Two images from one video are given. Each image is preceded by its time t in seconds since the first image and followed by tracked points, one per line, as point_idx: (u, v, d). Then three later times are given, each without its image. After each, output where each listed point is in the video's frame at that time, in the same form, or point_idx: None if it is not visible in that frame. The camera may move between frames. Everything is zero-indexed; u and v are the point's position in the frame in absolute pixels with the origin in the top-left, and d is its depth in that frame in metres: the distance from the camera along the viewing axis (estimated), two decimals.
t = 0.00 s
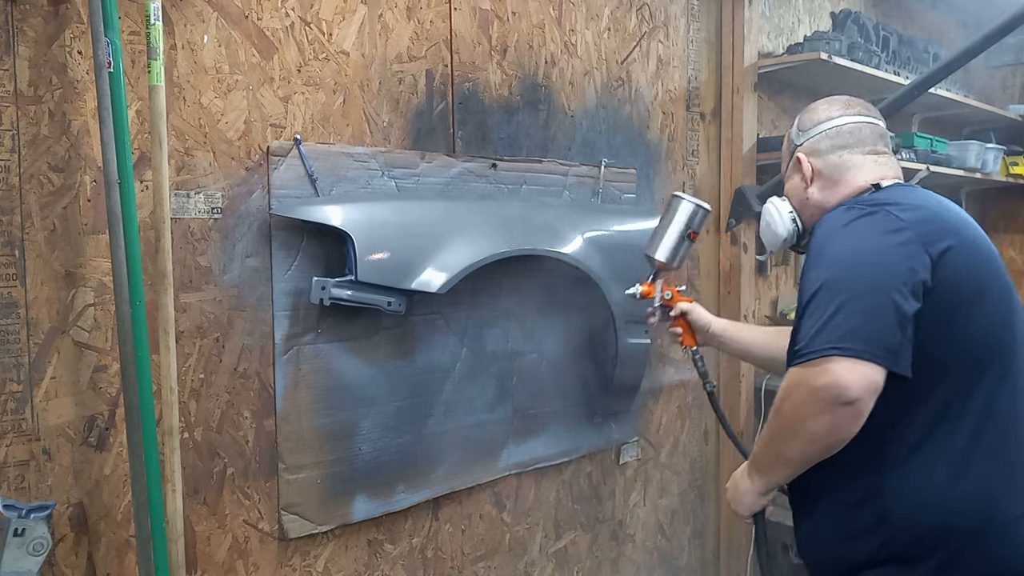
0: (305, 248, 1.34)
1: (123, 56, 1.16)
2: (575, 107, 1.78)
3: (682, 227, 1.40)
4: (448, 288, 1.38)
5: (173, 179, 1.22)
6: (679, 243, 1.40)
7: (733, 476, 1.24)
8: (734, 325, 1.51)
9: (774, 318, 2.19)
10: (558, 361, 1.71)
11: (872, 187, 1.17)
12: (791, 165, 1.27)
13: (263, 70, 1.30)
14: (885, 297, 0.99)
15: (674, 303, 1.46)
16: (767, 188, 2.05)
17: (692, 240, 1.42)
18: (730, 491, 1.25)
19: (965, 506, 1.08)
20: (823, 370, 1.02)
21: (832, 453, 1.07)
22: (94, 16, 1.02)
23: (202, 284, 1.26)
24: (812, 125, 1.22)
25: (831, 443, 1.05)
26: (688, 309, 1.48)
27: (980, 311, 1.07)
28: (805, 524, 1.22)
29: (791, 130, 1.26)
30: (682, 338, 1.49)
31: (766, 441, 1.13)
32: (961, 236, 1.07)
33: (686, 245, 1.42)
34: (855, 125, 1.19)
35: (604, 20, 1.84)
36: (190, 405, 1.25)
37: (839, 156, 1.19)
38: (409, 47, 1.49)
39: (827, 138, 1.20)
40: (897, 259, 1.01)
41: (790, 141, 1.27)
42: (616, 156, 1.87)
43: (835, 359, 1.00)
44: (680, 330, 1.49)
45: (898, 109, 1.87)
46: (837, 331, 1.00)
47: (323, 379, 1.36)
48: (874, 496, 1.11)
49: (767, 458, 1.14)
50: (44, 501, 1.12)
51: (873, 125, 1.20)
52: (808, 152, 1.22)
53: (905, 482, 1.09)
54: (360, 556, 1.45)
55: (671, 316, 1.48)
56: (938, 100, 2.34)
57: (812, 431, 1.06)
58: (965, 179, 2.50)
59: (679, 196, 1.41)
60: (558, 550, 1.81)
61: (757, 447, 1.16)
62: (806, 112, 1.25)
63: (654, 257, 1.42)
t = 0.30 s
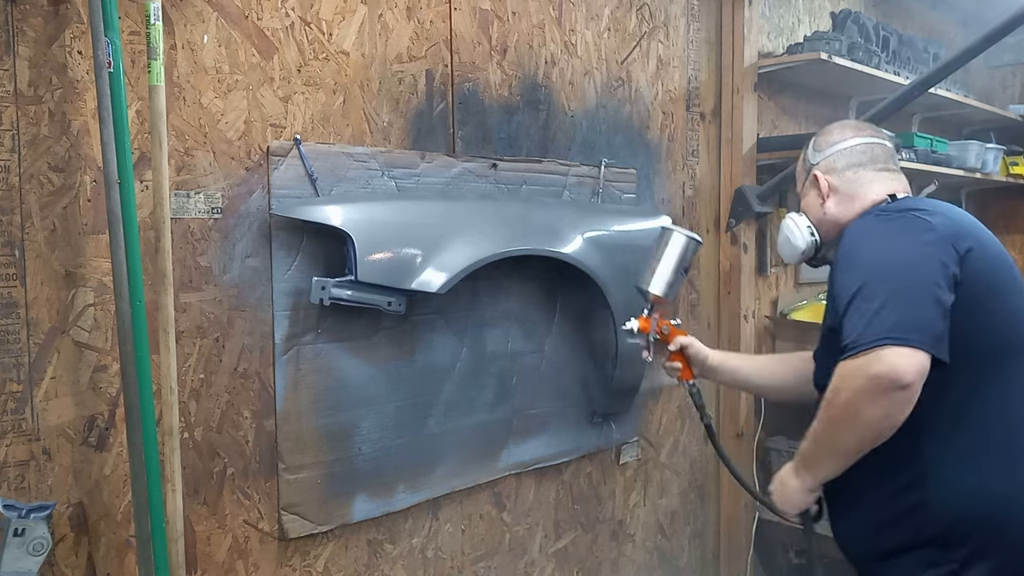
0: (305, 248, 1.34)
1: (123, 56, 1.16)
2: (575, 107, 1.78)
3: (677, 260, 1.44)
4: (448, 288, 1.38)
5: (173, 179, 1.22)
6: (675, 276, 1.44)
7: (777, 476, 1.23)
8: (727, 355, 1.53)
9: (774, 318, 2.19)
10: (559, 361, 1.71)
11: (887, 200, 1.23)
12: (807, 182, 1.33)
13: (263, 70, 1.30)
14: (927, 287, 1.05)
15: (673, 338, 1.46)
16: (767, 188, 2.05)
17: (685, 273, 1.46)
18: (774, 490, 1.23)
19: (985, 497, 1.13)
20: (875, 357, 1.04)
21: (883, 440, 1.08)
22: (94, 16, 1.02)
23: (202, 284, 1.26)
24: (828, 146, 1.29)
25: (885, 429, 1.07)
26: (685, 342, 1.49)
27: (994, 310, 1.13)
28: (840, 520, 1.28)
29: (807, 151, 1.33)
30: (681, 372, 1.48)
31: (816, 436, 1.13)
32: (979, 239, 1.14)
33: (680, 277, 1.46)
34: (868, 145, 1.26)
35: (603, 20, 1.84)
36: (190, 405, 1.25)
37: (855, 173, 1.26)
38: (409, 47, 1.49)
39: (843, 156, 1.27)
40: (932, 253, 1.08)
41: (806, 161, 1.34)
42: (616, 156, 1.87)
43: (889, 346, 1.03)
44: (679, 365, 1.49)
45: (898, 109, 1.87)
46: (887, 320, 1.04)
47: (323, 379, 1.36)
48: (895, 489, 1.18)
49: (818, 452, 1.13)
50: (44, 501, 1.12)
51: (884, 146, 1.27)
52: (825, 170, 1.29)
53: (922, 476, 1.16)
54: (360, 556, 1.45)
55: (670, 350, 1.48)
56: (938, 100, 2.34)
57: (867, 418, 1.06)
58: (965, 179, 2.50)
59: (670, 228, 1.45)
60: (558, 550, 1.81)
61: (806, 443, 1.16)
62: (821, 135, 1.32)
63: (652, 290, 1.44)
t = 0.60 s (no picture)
0: (305, 248, 1.34)
1: (123, 57, 1.16)
2: (575, 107, 1.78)
3: (720, 266, 1.46)
4: (448, 288, 1.38)
5: (173, 179, 1.22)
6: (715, 282, 1.46)
7: (791, 468, 1.28)
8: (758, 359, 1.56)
9: (774, 318, 2.19)
10: (558, 361, 1.71)
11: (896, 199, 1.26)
12: (818, 186, 1.36)
13: (263, 70, 1.30)
14: (924, 274, 1.06)
15: (707, 336, 1.50)
16: (767, 188, 2.05)
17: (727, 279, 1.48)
18: (790, 479, 1.28)
19: (987, 485, 1.13)
20: (871, 344, 1.06)
21: (887, 422, 1.10)
22: (94, 16, 1.02)
23: (202, 284, 1.26)
24: (838, 152, 1.33)
25: (886, 412, 1.09)
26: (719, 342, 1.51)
27: (996, 299, 1.14)
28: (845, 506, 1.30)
29: (818, 157, 1.37)
30: (712, 369, 1.50)
31: (821, 425, 1.17)
32: (980, 231, 1.15)
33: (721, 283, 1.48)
34: (876, 151, 1.30)
35: (603, 20, 1.84)
36: (190, 406, 1.25)
37: (865, 176, 1.29)
38: (409, 47, 1.49)
39: (853, 161, 1.30)
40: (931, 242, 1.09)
41: (816, 167, 1.37)
42: (616, 156, 1.87)
43: (884, 333, 1.05)
44: (711, 362, 1.50)
45: (898, 109, 1.87)
46: (882, 309, 1.06)
47: (323, 379, 1.36)
48: (895, 476, 1.19)
49: (824, 440, 1.17)
50: (44, 501, 1.12)
51: (891, 152, 1.31)
52: (836, 174, 1.32)
53: (919, 463, 1.16)
54: (360, 556, 1.45)
55: (704, 348, 1.50)
56: (938, 100, 2.34)
57: (867, 402, 1.09)
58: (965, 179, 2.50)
59: (718, 237, 1.49)
60: (558, 550, 1.81)
61: (812, 433, 1.20)
62: (831, 141, 1.36)
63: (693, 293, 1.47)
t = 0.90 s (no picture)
0: (305, 248, 1.34)
1: (123, 57, 1.16)
2: (575, 106, 1.78)
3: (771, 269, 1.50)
4: (448, 288, 1.38)
5: (173, 179, 1.22)
6: (766, 285, 1.50)
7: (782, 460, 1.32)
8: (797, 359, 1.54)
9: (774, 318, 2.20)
10: (558, 361, 1.71)
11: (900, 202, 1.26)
12: (824, 191, 1.36)
13: (263, 70, 1.30)
14: (906, 274, 1.07)
15: (751, 334, 1.52)
16: (767, 187, 2.05)
17: (779, 283, 1.50)
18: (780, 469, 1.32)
19: (986, 482, 1.12)
20: (852, 343, 1.08)
21: (869, 419, 1.12)
22: (94, 16, 1.02)
23: (202, 284, 1.26)
24: (845, 156, 1.33)
25: (866, 410, 1.11)
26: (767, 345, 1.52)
27: (993, 296, 1.13)
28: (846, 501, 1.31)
29: (825, 162, 1.37)
30: (754, 367, 1.54)
31: (806, 419, 1.20)
32: (973, 231, 1.15)
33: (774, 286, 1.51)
34: (882, 155, 1.30)
35: (603, 20, 1.84)
36: (190, 405, 1.25)
37: (871, 181, 1.29)
38: (409, 47, 1.49)
39: (859, 166, 1.30)
40: (918, 244, 1.10)
41: (823, 172, 1.37)
42: (616, 156, 1.87)
43: (863, 332, 1.07)
44: (753, 360, 1.53)
45: (898, 109, 1.86)
46: (863, 308, 1.08)
47: (323, 379, 1.36)
48: (893, 471, 1.20)
49: (808, 433, 1.20)
50: (44, 501, 1.12)
51: (896, 157, 1.31)
52: (843, 179, 1.32)
53: (911, 459, 1.18)
54: (360, 556, 1.45)
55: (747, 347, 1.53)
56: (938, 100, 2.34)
57: (845, 400, 1.11)
58: (965, 179, 2.50)
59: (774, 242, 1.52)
60: (558, 550, 1.81)
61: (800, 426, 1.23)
62: (836, 146, 1.36)
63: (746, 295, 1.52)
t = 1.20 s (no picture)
0: (305, 248, 1.34)
1: (122, 57, 1.16)
2: (575, 107, 1.78)
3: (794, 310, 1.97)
4: (448, 288, 1.38)
5: (173, 179, 1.22)
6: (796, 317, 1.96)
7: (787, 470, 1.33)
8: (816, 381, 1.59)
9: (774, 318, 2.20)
10: (558, 362, 1.71)
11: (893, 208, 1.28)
12: (818, 199, 1.39)
13: (263, 70, 1.31)
14: (903, 277, 1.09)
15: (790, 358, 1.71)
16: (767, 188, 2.05)
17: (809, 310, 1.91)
18: (786, 478, 1.34)
19: (995, 481, 1.11)
20: (854, 349, 1.10)
21: (873, 425, 1.13)
22: (94, 16, 1.02)
23: (202, 284, 1.26)
24: (837, 165, 1.36)
25: (870, 415, 1.12)
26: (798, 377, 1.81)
27: (993, 295, 1.14)
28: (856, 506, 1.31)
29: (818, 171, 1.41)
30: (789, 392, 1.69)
31: (811, 428, 1.22)
32: (969, 231, 1.16)
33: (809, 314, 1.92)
34: (874, 162, 1.32)
35: (603, 20, 1.84)
36: (190, 405, 1.25)
37: (864, 188, 1.32)
38: (409, 47, 1.49)
39: (852, 173, 1.33)
40: (914, 247, 1.11)
41: (817, 181, 1.40)
42: (616, 156, 1.87)
43: (864, 337, 1.09)
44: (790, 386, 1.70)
45: (898, 109, 1.86)
46: (862, 313, 1.10)
47: (322, 379, 1.36)
48: (902, 474, 1.20)
49: (813, 441, 1.22)
50: (44, 501, 1.12)
51: (888, 164, 1.34)
52: (836, 186, 1.35)
53: (914, 463, 1.18)
54: (360, 556, 1.45)
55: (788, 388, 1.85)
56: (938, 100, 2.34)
57: (850, 406, 1.13)
58: (965, 179, 2.50)
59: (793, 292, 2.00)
60: (558, 550, 1.80)
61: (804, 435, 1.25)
62: (829, 155, 1.39)
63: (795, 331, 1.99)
